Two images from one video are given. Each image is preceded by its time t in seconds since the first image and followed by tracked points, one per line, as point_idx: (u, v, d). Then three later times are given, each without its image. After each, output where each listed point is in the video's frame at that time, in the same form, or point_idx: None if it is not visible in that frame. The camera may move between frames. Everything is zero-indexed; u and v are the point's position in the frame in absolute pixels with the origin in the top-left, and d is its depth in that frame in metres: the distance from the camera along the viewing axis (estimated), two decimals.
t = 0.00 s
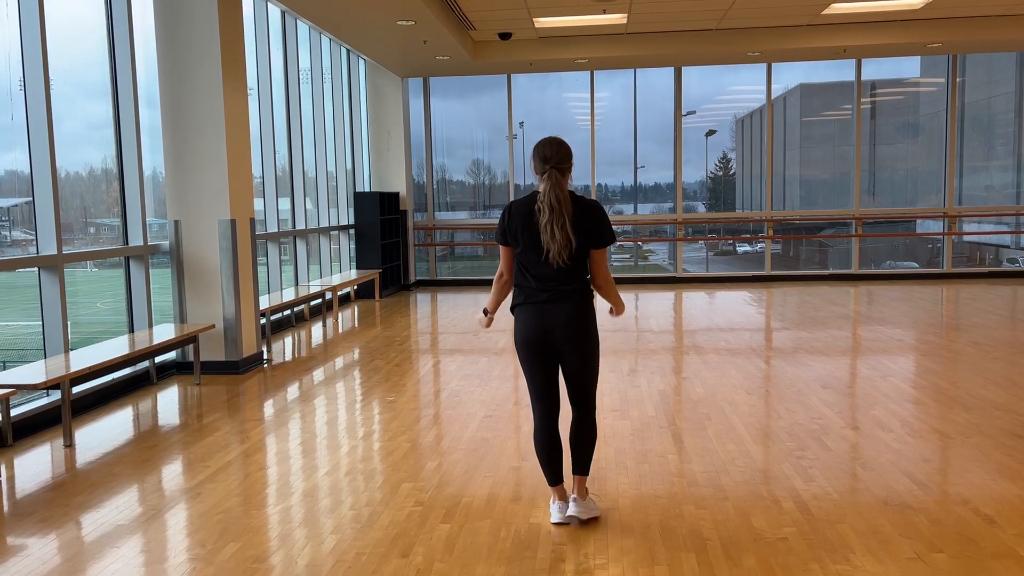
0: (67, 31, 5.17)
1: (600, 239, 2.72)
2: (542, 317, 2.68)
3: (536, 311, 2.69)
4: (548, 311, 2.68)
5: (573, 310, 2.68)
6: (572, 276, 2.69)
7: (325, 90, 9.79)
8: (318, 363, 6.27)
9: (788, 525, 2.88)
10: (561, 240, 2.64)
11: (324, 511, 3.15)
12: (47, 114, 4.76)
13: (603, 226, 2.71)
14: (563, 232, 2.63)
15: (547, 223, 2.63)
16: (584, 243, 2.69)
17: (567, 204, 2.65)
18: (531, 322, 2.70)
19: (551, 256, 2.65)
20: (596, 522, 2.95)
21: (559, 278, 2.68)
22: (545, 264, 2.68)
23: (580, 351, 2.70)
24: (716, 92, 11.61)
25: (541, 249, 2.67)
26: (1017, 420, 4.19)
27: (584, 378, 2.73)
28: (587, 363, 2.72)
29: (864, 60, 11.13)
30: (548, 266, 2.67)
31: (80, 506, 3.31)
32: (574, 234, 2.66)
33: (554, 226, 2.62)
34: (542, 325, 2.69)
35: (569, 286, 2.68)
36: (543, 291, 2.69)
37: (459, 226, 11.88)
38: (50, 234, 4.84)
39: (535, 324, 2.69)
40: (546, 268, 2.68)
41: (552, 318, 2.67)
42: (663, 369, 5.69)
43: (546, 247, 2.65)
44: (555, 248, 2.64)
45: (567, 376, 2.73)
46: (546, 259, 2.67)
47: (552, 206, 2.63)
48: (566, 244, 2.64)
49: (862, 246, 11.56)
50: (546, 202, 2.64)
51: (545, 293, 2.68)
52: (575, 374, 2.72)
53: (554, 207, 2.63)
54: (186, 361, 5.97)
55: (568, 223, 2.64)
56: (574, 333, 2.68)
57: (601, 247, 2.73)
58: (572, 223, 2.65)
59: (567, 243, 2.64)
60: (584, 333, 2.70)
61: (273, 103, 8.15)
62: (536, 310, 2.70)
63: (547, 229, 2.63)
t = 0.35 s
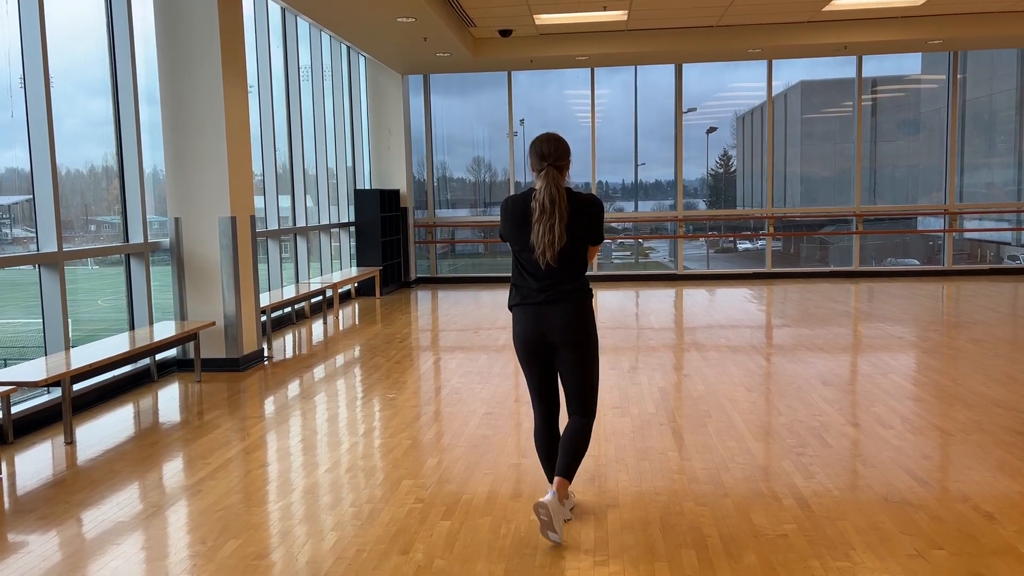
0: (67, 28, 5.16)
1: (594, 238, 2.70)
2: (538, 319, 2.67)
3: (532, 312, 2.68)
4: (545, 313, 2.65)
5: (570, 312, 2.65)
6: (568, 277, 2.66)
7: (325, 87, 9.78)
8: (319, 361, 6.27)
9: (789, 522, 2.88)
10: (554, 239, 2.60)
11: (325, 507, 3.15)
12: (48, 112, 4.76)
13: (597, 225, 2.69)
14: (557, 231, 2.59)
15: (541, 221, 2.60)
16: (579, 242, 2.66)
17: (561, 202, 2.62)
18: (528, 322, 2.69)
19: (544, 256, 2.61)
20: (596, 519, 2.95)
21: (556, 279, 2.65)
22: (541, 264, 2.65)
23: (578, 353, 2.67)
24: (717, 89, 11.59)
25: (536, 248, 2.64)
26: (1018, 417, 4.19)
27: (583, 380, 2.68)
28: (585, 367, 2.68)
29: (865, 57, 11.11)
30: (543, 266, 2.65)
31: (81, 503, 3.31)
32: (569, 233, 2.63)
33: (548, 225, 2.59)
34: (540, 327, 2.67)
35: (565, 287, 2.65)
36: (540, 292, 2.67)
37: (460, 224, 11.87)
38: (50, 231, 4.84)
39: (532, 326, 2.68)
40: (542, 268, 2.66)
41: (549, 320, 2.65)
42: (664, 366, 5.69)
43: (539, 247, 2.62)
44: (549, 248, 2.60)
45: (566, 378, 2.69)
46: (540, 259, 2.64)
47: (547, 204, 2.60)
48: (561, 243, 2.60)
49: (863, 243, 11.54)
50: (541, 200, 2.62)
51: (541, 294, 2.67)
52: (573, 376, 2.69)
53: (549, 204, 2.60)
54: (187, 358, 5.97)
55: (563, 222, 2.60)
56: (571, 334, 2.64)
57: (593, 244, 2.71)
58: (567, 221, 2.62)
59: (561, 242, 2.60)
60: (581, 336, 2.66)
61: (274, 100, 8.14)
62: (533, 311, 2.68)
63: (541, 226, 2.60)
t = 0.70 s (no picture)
0: (66, 25, 5.15)
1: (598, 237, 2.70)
2: (538, 318, 2.65)
3: (532, 311, 2.67)
4: (543, 313, 2.64)
5: (569, 311, 2.63)
6: (569, 275, 2.64)
7: (325, 84, 9.77)
8: (319, 358, 6.27)
9: (789, 519, 2.88)
10: (560, 237, 2.57)
11: (325, 504, 3.15)
12: (47, 109, 4.76)
13: (600, 224, 2.69)
14: (563, 229, 2.56)
15: (547, 219, 2.57)
16: (582, 240, 2.65)
17: (567, 200, 2.59)
18: (528, 322, 2.68)
19: (551, 253, 2.59)
20: (597, 516, 2.95)
21: (558, 277, 2.63)
22: (544, 263, 2.63)
23: (574, 354, 2.64)
24: (718, 86, 11.58)
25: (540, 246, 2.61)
26: (1018, 414, 4.19)
27: (578, 382, 2.64)
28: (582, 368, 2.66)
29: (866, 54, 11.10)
30: (547, 265, 2.63)
31: (82, 500, 3.31)
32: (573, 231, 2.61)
33: (555, 223, 2.56)
34: (537, 327, 2.66)
35: (567, 286, 2.64)
36: (541, 290, 2.65)
37: (460, 221, 11.86)
38: (50, 228, 4.84)
39: (529, 326, 2.67)
40: (545, 266, 2.64)
41: (546, 320, 2.64)
42: (664, 363, 5.69)
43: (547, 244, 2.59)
44: (554, 245, 2.58)
45: (561, 379, 2.65)
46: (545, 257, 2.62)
47: (553, 201, 2.57)
48: (566, 241, 2.58)
49: (863, 240, 11.54)
50: (546, 197, 2.58)
51: (542, 293, 2.65)
52: (567, 378, 2.64)
53: (555, 202, 2.57)
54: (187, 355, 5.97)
55: (569, 220, 2.58)
56: (569, 334, 2.62)
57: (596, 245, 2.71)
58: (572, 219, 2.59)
59: (567, 240, 2.58)
60: (580, 336, 2.64)
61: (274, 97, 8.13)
62: (530, 312, 2.67)
63: (548, 224, 2.57)
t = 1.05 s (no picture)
0: (66, 22, 5.15)
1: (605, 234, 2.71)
2: (549, 322, 2.65)
3: (542, 315, 2.67)
4: (555, 315, 2.64)
5: (579, 313, 2.63)
6: (579, 279, 2.64)
7: (325, 83, 9.77)
8: (320, 356, 6.27)
9: (789, 516, 2.88)
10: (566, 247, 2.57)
11: (325, 502, 3.15)
12: (46, 106, 4.75)
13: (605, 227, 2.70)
14: (570, 239, 2.56)
15: (552, 230, 2.56)
16: (588, 246, 2.65)
17: (570, 211, 2.59)
18: (539, 325, 2.67)
19: (559, 262, 2.58)
20: (597, 514, 2.95)
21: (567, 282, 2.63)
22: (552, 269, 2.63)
23: (587, 353, 2.66)
24: (718, 84, 11.58)
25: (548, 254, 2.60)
26: (1018, 412, 4.19)
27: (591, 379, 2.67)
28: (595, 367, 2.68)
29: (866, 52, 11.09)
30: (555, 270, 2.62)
31: (82, 497, 3.32)
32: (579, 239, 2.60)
33: (560, 235, 2.55)
34: (549, 329, 2.66)
35: (576, 289, 2.64)
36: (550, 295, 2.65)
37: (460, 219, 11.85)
38: (50, 226, 4.83)
39: (542, 329, 2.67)
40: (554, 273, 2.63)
41: (559, 321, 2.64)
42: (664, 361, 5.69)
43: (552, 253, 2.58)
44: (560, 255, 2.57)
45: (574, 376, 2.67)
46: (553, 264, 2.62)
47: (557, 214, 2.56)
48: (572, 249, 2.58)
49: (863, 238, 11.53)
50: (551, 209, 2.57)
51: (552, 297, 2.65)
52: (580, 374, 2.67)
53: (559, 214, 2.57)
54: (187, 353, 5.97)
55: (574, 229, 2.57)
56: (581, 335, 2.63)
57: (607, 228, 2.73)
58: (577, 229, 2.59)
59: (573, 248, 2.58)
60: (592, 337, 2.65)
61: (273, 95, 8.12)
62: (543, 314, 2.66)
63: (554, 235, 2.56)
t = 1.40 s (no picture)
0: (66, 21, 5.14)
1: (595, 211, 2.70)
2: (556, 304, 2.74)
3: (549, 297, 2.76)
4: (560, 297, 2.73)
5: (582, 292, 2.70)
6: (573, 258, 2.69)
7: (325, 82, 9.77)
8: (319, 355, 6.26)
9: (788, 515, 2.89)
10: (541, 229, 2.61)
11: (324, 501, 3.15)
12: (46, 105, 4.74)
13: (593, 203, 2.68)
14: (543, 221, 2.59)
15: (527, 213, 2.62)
16: (574, 226, 2.66)
17: (548, 193, 2.61)
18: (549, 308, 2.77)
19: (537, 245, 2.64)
20: (597, 513, 2.95)
21: (561, 263, 2.69)
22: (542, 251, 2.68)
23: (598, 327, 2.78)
24: (717, 83, 11.57)
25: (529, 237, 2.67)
26: (1017, 411, 4.19)
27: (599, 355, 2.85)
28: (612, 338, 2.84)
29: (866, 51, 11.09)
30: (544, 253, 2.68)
31: (81, 496, 3.31)
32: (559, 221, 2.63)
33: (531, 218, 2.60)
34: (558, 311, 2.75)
35: (572, 269, 2.69)
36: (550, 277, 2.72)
37: (459, 218, 11.84)
38: (49, 225, 4.82)
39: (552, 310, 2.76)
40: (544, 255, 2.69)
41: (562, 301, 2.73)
42: (664, 360, 5.69)
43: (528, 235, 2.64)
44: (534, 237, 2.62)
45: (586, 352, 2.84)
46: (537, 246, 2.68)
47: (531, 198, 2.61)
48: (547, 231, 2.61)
49: (862, 237, 11.53)
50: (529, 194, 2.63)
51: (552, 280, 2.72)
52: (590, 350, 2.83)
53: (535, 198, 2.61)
54: (187, 352, 5.98)
55: (548, 211, 2.59)
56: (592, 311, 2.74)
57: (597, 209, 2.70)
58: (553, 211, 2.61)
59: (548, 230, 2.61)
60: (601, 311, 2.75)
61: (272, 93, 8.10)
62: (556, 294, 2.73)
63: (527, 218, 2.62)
